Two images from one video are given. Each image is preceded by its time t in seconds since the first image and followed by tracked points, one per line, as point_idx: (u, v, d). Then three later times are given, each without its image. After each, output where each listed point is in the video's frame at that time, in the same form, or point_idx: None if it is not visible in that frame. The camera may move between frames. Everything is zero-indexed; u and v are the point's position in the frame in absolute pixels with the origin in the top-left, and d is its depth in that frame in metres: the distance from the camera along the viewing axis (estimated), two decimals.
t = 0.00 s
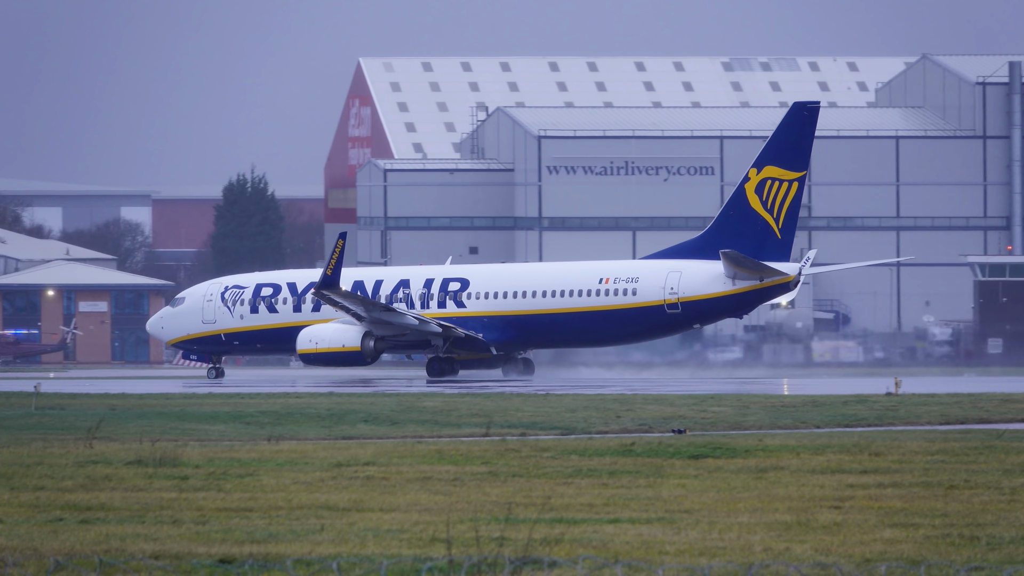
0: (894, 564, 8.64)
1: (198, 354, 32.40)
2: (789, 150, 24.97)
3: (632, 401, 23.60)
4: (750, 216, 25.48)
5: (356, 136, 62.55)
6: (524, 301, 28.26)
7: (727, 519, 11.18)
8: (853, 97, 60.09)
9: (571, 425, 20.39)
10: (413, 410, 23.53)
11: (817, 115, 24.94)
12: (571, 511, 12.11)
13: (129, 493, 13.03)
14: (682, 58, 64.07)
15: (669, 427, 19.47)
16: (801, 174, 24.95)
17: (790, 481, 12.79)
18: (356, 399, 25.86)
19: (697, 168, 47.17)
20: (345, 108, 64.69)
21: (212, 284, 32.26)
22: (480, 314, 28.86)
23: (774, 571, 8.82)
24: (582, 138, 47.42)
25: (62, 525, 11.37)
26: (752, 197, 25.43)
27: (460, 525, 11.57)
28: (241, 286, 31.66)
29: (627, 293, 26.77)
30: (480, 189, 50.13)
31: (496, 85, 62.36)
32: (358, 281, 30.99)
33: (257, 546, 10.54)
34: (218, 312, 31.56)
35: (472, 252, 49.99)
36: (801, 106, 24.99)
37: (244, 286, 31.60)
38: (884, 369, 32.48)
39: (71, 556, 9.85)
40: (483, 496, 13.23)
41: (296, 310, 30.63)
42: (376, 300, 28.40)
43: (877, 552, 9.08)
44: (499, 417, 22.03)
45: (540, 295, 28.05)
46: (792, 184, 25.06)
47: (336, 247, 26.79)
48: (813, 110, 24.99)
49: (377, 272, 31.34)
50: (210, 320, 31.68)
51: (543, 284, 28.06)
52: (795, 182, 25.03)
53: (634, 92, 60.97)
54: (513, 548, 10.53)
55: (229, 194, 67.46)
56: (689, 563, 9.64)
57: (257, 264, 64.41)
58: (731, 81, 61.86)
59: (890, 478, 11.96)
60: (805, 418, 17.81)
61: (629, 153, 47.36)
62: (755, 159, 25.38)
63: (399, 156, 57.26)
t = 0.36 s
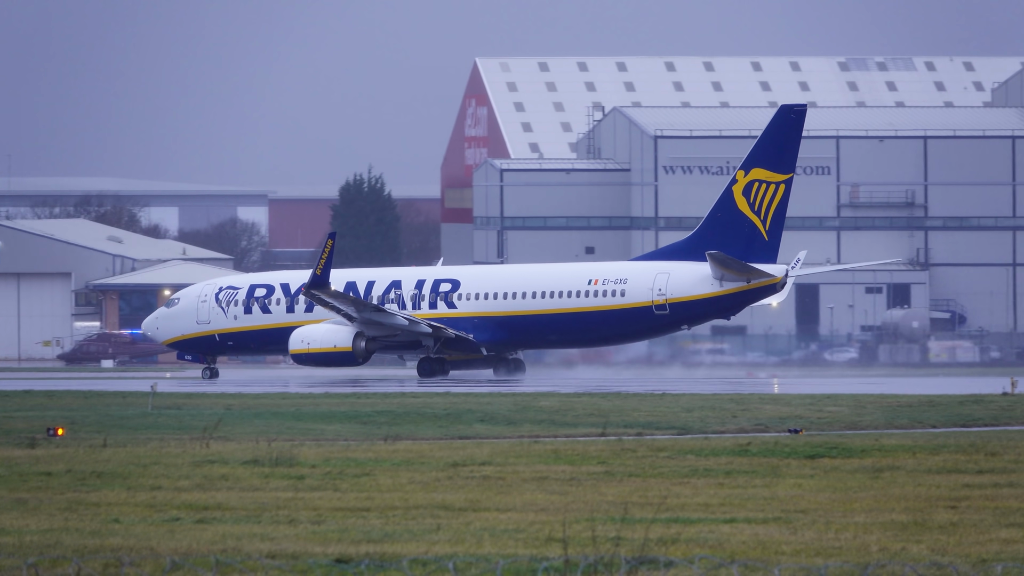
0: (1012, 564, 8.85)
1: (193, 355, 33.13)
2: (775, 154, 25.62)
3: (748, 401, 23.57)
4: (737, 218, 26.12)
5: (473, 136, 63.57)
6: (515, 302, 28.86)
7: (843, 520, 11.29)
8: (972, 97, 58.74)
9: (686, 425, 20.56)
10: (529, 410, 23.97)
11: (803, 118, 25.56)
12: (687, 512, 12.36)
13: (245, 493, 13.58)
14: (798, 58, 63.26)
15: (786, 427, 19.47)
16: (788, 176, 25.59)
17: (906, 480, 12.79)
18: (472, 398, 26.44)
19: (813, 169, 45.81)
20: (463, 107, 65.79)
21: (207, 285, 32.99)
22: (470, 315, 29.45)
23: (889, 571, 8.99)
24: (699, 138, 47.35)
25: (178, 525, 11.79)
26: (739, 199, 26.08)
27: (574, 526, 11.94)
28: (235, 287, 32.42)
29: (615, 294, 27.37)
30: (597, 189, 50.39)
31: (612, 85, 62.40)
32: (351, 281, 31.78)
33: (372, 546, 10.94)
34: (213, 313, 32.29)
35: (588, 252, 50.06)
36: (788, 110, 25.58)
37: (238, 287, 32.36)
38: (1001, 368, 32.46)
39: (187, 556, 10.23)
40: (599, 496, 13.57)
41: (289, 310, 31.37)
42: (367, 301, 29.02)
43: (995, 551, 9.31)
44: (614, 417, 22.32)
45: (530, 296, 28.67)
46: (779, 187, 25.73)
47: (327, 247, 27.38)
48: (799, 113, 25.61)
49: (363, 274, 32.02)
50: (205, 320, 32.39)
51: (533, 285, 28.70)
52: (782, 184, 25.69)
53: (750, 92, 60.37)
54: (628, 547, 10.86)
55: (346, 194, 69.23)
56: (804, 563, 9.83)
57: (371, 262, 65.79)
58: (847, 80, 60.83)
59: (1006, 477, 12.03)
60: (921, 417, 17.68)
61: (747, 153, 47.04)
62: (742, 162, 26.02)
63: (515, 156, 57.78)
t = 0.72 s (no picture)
0: None
1: (189, 355, 33.84)
2: (763, 157, 26.49)
3: (865, 401, 23.49)
4: (727, 220, 26.93)
5: (589, 136, 63.99)
6: (510, 303, 29.61)
7: (960, 520, 11.56)
8: None
9: (803, 425, 20.70)
10: (647, 410, 24.36)
11: (792, 121, 26.45)
12: (804, 512, 12.67)
13: (362, 493, 14.26)
14: (916, 58, 62.21)
15: (905, 427, 19.43)
16: (776, 178, 26.46)
17: None
18: (589, 399, 26.97)
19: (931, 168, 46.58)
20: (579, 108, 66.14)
21: (203, 286, 33.70)
22: (465, 316, 30.16)
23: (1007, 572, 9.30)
24: (820, 136, 46.65)
25: (293, 524, 12.40)
26: (729, 201, 26.90)
27: (692, 525, 12.38)
28: (232, 288, 33.13)
29: (607, 295, 28.04)
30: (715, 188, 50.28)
31: (729, 86, 62.04)
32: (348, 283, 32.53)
33: (488, 546, 11.47)
34: (209, 313, 32.99)
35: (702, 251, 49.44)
36: (776, 113, 26.47)
37: (235, 288, 33.07)
38: None
39: (304, 556, 10.75)
40: (715, 496, 13.95)
41: (284, 311, 32.11)
42: (359, 302, 29.63)
43: None
44: (732, 417, 22.54)
45: (524, 297, 29.42)
46: (769, 189, 26.56)
47: (318, 249, 27.94)
48: (788, 117, 26.52)
49: (354, 275, 32.80)
50: (203, 321, 33.10)
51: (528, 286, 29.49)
52: (771, 186, 26.54)
53: (867, 92, 59.60)
54: (745, 547, 11.21)
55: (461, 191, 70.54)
56: (919, 563, 10.13)
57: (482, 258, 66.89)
58: (964, 80, 59.73)
59: None
60: None
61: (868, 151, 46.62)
62: (732, 164, 26.90)
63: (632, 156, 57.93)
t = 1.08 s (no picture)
0: None
1: (189, 355, 34.65)
2: (754, 159, 27.07)
3: (981, 401, 23.44)
4: (719, 221, 27.50)
5: (706, 136, 63.85)
6: (501, 304, 30.25)
7: None
8: None
9: (920, 425, 20.82)
10: (763, 410, 24.67)
11: (782, 123, 27.13)
12: (921, 511, 13.07)
13: (478, 493, 14.88)
14: None
15: (1022, 426, 19.50)
16: (767, 180, 27.05)
17: None
18: (707, 399, 27.40)
19: None
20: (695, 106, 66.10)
21: (202, 287, 34.49)
22: (459, 316, 30.82)
23: None
24: (935, 137, 47.42)
25: (410, 524, 12.64)
26: (721, 202, 27.48)
27: (809, 525, 12.88)
28: (230, 289, 33.87)
29: (600, 296, 28.59)
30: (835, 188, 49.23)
31: (845, 86, 61.67)
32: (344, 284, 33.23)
33: (604, 546, 11.91)
34: (208, 314, 33.75)
35: (821, 251, 48.99)
36: (767, 115, 27.15)
37: (233, 289, 33.82)
38: None
39: (417, 557, 10.93)
40: (832, 496, 14.43)
41: (282, 312, 32.86)
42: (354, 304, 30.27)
43: None
44: (848, 417, 22.75)
45: (517, 298, 30.03)
46: (759, 190, 27.13)
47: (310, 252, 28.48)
48: (779, 118, 27.13)
49: (344, 277, 33.50)
50: (201, 321, 33.86)
51: (520, 288, 30.09)
52: (762, 188, 27.11)
53: (985, 93, 58.83)
54: (861, 547, 11.65)
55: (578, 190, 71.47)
56: None
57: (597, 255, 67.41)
58: None
59: None
60: None
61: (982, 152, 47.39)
62: (723, 166, 27.49)
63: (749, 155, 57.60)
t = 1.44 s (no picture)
0: None
1: (191, 356, 35.18)
2: (747, 161, 27.49)
3: None
4: (712, 224, 27.95)
5: (820, 136, 62.38)
6: (497, 305, 30.85)
7: None
8: None
9: None
10: (878, 410, 24.90)
11: (775, 126, 27.46)
12: None
13: (596, 493, 15.57)
14: None
15: None
16: (760, 183, 27.50)
17: None
18: (821, 399, 27.74)
19: None
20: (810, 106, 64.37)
21: (204, 288, 35.07)
22: (457, 318, 31.43)
23: None
24: None
25: (524, 524, 13.44)
26: (714, 205, 27.90)
27: (924, 525, 13.34)
28: (231, 291, 34.44)
29: (595, 297, 29.17)
30: (948, 188, 48.93)
31: (961, 85, 60.68)
32: (342, 284, 33.94)
33: (721, 546, 12.49)
34: (210, 315, 34.32)
35: (937, 252, 48.74)
36: (760, 118, 27.45)
37: (234, 290, 34.37)
38: None
39: (533, 558, 11.69)
40: (947, 496, 14.89)
41: (282, 313, 33.45)
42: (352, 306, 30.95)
43: None
44: (964, 417, 22.90)
45: (512, 299, 30.66)
46: (752, 193, 27.57)
47: (308, 253, 29.11)
48: (772, 120, 27.49)
49: (343, 278, 34.33)
50: (202, 322, 34.42)
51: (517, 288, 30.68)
52: (754, 190, 27.56)
53: None
54: (978, 547, 12.13)
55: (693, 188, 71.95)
56: None
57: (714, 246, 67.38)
58: None
59: None
60: None
61: None
62: (717, 169, 27.92)
63: (864, 156, 57.33)
